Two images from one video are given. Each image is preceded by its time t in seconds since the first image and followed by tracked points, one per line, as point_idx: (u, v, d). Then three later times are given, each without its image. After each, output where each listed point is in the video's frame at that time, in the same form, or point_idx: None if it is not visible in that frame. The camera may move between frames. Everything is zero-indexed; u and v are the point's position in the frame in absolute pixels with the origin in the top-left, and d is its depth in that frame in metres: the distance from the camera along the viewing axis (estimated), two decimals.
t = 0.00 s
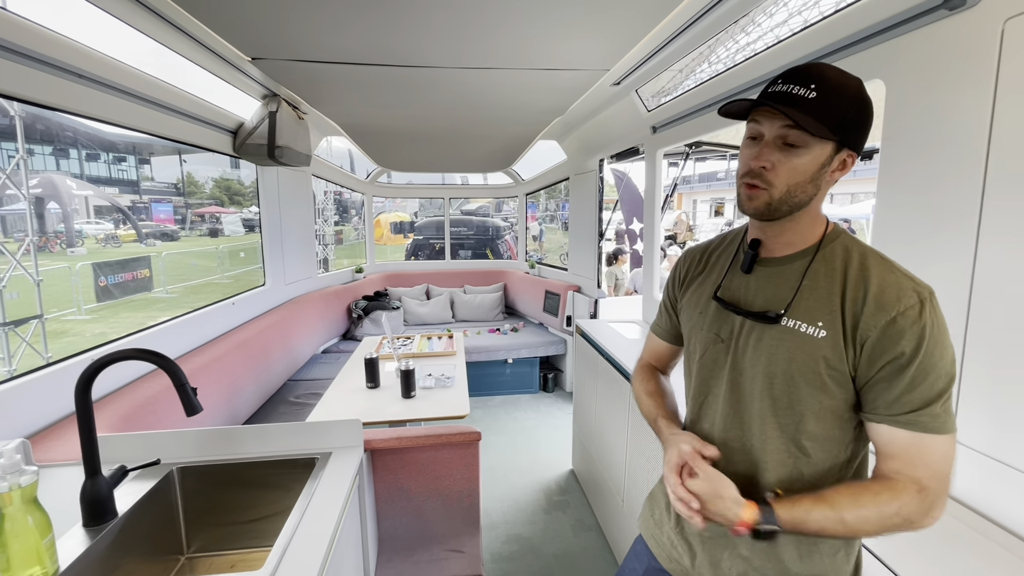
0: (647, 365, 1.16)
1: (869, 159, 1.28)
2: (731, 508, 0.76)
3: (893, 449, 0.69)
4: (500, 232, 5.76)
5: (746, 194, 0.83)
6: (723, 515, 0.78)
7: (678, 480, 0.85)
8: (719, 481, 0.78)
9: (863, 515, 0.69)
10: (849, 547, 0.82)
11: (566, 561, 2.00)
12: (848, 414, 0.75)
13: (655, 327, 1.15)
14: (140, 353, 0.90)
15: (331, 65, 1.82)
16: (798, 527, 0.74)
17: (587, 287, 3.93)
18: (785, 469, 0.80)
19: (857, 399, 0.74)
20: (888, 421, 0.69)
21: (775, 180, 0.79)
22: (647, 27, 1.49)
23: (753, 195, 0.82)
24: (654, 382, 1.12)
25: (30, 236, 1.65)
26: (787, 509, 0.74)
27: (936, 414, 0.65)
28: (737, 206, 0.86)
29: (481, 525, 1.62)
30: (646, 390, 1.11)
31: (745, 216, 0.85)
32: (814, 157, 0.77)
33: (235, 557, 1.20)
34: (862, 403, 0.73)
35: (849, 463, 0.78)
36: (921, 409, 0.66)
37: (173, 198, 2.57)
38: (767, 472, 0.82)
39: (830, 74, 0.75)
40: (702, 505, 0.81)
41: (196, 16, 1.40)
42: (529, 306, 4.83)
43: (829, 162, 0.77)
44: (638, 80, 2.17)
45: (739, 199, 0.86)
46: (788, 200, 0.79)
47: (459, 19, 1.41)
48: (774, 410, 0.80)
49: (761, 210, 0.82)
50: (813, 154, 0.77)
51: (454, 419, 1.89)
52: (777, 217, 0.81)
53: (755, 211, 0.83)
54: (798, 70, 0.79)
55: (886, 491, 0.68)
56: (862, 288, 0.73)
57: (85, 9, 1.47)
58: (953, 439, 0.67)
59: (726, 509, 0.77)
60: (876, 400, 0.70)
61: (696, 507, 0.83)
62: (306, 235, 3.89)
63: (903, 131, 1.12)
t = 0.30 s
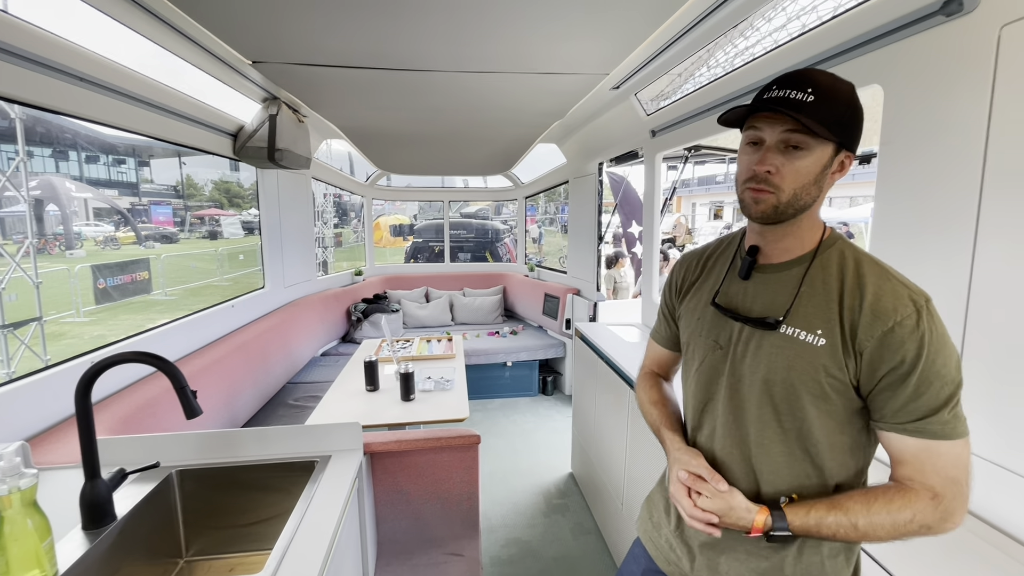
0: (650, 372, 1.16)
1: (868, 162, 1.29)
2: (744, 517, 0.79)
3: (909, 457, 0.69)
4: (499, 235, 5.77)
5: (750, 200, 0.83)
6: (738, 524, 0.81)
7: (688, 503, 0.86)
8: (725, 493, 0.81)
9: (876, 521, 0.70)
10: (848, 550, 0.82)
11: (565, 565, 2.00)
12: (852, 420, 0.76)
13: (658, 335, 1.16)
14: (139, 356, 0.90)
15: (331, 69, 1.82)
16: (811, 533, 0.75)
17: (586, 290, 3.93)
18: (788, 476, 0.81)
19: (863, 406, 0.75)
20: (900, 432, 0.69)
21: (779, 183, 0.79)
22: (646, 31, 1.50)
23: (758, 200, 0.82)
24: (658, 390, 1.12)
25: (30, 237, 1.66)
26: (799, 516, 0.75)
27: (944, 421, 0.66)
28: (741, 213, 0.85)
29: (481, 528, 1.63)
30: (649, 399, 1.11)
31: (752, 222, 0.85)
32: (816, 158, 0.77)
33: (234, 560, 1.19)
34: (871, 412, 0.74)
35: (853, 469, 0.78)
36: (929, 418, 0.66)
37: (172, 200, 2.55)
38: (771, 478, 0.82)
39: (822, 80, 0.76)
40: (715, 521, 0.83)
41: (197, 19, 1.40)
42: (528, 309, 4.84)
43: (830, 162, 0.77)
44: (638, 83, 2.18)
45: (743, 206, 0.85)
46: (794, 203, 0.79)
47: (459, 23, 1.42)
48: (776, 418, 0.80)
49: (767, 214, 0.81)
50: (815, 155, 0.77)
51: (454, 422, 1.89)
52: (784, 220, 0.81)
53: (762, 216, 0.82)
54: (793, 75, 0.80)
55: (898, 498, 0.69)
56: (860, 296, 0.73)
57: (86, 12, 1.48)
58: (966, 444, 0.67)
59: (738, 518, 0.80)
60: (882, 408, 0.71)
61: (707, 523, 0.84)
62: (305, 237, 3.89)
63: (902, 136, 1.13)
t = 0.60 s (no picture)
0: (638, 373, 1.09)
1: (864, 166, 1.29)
2: (744, 525, 0.73)
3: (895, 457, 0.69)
4: (497, 237, 5.78)
5: (763, 205, 0.82)
6: (731, 527, 0.74)
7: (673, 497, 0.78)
8: (731, 500, 0.72)
9: (872, 525, 0.68)
10: (842, 552, 0.82)
11: (562, 568, 1.99)
12: (841, 420, 0.76)
13: (649, 334, 1.13)
14: (136, 360, 0.89)
15: (328, 72, 1.83)
16: (806, 537, 0.73)
17: (584, 293, 3.94)
18: (781, 474, 0.81)
19: (852, 407, 0.75)
20: (888, 432, 0.69)
21: (795, 189, 0.79)
22: (643, 35, 1.50)
23: (772, 205, 0.81)
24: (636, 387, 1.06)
25: (27, 239, 1.66)
26: (796, 520, 0.72)
27: (933, 422, 0.66)
28: (753, 219, 0.84)
29: (477, 532, 1.62)
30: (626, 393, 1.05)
31: (763, 227, 0.84)
32: (827, 163, 0.78)
33: (230, 564, 1.19)
34: (860, 412, 0.74)
35: (843, 469, 0.78)
36: (918, 417, 0.67)
37: (170, 202, 2.58)
38: (765, 477, 0.82)
39: (829, 89, 0.76)
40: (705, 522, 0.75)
41: (195, 22, 1.41)
42: (526, 312, 4.84)
43: (837, 167, 0.79)
44: (637, 87, 2.19)
45: (752, 212, 0.84)
46: (807, 208, 0.80)
47: (457, 26, 1.43)
48: (772, 416, 0.81)
49: (781, 220, 0.81)
50: (826, 161, 0.78)
51: (451, 425, 1.89)
52: (795, 224, 0.81)
53: (776, 220, 0.81)
54: (795, 82, 0.79)
55: (892, 499, 0.68)
56: (854, 297, 0.74)
57: (84, 15, 1.48)
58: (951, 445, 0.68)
59: (736, 524, 0.73)
60: (872, 408, 0.71)
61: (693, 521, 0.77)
62: (304, 239, 3.89)
63: (897, 140, 1.14)
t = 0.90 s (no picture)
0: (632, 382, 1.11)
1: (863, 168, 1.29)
2: (754, 511, 0.71)
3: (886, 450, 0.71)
4: (497, 238, 5.79)
5: (773, 210, 0.82)
6: (739, 514, 0.73)
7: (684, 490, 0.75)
8: (742, 487, 0.70)
9: (870, 510, 0.70)
10: (844, 552, 0.84)
11: (561, 569, 1.99)
12: (843, 416, 0.77)
13: (651, 340, 1.13)
14: (135, 360, 0.89)
15: (328, 74, 1.84)
16: (807, 523, 0.73)
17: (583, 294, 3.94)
18: (787, 475, 0.80)
19: (851, 403, 0.77)
20: (879, 424, 0.72)
21: (805, 195, 0.79)
22: (642, 37, 1.51)
23: (783, 211, 0.81)
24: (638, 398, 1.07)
25: (26, 240, 1.67)
26: (801, 505, 0.72)
27: (928, 415, 0.69)
28: (762, 223, 0.84)
29: (477, 533, 1.62)
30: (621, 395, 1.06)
31: (771, 232, 0.84)
32: (834, 168, 0.79)
33: (229, 565, 1.19)
34: (857, 407, 0.75)
35: (844, 466, 0.79)
36: (915, 411, 0.69)
37: (169, 203, 2.71)
38: (771, 479, 0.81)
39: (841, 96, 0.77)
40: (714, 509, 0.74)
41: (195, 24, 1.41)
42: (525, 313, 4.84)
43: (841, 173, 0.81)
44: (635, 88, 2.19)
45: (760, 216, 0.84)
46: (814, 213, 0.81)
47: (456, 28, 1.43)
48: (779, 417, 0.80)
49: (791, 225, 0.81)
50: (834, 166, 0.79)
51: (450, 426, 1.89)
52: (802, 229, 0.82)
53: (785, 226, 0.82)
54: (806, 84, 0.79)
55: (889, 487, 0.70)
56: (857, 296, 0.75)
57: (84, 17, 1.48)
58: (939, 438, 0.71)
59: (746, 511, 0.72)
60: (872, 404, 0.72)
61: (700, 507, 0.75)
62: (303, 240, 3.89)
63: (894, 141, 1.14)
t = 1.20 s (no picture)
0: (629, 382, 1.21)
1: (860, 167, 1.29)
2: (773, 523, 0.72)
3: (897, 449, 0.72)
4: (494, 237, 5.78)
5: (770, 206, 0.82)
6: (760, 529, 0.74)
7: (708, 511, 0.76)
8: (760, 501, 0.72)
9: (895, 513, 0.69)
10: (843, 551, 0.84)
11: (559, 567, 2.00)
12: (847, 413, 0.77)
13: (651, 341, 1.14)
14: (131, 360, 0.89)
15: (325, 72, 1.83)
16: (832, 532, 0.72)
17: (581, 293, 3.94)
18: (790, 473, 0.80)
19: (857, 400, 0.76)
20: (890, 421, 0.71)
21: (802, 188, 0.79)
22: (640, 35, 1.51)
23: (781, 205, 0.81)
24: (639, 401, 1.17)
25: (22, 239, 1.67)
26: (824, 514, 0.72)
27: (938, 410, 0.68)
28: (760, 219, 0.83)
29: (474, 532, 1.62)
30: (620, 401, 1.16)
31: (770, 227, 0.84)
32: (828, 162, 0.79)
33: (226, 565, 1.18)
34: (865, 405, 0.75)
35: (849, 463, 0.79)
36: (925, 407, 0.69)
37: (167, 202, 2.64)
38: (774, 477, 0.81)
39: (829, 91, 0.77)
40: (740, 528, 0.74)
41: (191, 21, 1.40)
42: (523, 312, 4.84)
43: (836, 167, 0.81)
44: (633, 87, 2.19)
45: (757, 213, 0.84)
46: (812, 207, 0.81)
47: (454, 26, 1.43)
48: (779, 415, 0.80)
49: (790, 219, 0.81)
50: (828, 159, 0.79)
51: (448, 425, 1.89)
52: (800, 223, 0.82)
53: (784, 220, 0.81)
54: (793, 82, 0.79)
55: (911, 488, 0.69)
56: (857, 293, 0.75)
57: (81, 14, 1.48)
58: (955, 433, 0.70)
59: (767, 525, 0.73)
60: (881, 402, 0.72)
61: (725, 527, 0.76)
62: (300, 240, 3.88)
63: (892, 139, 1.14)
